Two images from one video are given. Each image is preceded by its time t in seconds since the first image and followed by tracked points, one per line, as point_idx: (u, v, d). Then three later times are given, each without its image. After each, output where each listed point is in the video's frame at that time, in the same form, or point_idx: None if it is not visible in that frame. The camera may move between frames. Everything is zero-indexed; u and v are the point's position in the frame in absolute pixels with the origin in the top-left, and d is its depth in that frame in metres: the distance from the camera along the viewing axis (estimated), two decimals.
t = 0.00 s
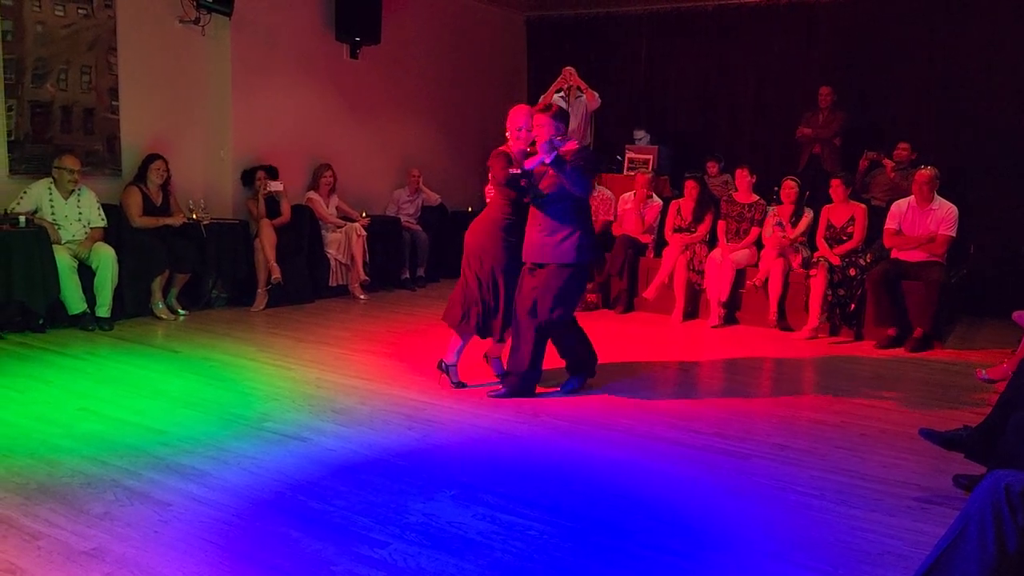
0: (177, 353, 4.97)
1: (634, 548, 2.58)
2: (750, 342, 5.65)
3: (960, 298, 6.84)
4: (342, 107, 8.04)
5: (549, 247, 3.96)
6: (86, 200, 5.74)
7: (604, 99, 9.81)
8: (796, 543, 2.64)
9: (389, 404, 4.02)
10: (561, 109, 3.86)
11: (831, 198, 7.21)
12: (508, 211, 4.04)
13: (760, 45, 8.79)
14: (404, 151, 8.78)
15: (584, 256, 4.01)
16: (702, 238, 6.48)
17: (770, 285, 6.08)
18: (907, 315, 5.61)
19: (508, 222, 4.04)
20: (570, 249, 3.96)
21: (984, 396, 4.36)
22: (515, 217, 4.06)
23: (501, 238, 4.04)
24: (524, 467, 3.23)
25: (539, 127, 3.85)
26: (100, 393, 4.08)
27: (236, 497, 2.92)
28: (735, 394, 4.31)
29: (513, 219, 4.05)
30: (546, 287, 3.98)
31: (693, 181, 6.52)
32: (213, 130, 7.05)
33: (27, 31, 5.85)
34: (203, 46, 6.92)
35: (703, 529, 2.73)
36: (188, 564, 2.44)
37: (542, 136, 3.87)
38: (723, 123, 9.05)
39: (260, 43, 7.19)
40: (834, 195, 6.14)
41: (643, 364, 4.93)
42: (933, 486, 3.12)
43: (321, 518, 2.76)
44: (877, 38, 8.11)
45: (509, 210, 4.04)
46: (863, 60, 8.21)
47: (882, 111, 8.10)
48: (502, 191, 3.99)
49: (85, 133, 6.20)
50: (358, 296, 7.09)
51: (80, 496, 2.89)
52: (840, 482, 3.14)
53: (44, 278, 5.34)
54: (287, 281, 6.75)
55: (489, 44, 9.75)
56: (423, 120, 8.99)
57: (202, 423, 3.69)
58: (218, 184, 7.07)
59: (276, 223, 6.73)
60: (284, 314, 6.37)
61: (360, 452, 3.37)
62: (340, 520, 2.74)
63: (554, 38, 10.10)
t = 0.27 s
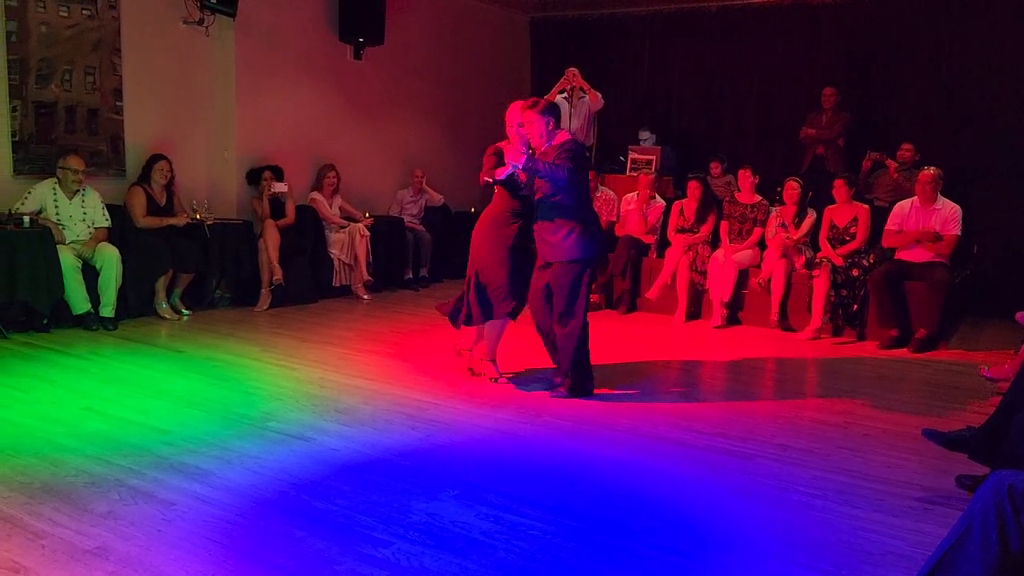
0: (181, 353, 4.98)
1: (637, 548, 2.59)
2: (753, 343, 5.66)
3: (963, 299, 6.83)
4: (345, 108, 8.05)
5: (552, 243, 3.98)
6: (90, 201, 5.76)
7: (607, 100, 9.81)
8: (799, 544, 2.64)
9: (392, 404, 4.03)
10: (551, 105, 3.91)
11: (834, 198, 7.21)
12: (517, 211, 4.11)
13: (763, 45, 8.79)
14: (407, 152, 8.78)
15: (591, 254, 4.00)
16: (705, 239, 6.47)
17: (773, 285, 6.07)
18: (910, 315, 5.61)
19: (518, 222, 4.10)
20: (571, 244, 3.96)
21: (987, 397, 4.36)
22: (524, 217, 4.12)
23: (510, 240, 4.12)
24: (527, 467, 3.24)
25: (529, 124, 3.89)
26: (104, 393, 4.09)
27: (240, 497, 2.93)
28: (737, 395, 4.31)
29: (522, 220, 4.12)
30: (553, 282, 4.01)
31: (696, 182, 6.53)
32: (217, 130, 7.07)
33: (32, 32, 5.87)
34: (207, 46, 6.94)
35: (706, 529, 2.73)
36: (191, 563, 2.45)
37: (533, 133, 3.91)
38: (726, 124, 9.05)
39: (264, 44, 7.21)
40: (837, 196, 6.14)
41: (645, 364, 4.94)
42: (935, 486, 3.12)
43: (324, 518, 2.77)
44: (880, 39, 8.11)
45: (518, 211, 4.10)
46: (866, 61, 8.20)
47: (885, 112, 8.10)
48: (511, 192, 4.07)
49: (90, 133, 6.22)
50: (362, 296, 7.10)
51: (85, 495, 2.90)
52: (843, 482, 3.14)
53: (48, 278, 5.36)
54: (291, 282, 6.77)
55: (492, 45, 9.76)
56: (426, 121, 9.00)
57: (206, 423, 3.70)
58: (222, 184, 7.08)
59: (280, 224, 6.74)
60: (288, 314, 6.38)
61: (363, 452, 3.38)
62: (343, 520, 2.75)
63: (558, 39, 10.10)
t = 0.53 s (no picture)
0: (186, 353, 4.99)
1: (640, 548, 2.59)
2: (756, 343, 5.65)
3: (968, 299, 6.82)
4: (349, 108, 8.05)
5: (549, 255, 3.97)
6: (95, 201, 5.78)
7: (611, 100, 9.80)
8: (804, 544, 2.63)
9: (396, 404, 4.03)
10: (550, 108, 3.88)
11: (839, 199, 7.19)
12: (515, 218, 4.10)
13: (768, 45, 8.78)
14: (411, 152, 8.79)
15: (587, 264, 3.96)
16: (710, 239, 6.46)
17: (777, 284, 6.07)
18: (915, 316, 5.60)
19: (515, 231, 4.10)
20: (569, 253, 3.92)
21: (992, 397, 4.35)
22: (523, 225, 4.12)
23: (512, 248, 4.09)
24: (530, 467, 3.24)
25: (527, 128, 3.90)
26: (109, 392, 4.10)
27: (245, 496, 2.93)
28: (742, 395, 4.30)
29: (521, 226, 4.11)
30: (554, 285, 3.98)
31: (700, 182, 6.52)
32: (221, 130, 7.08)
33: (37, 32, 5.88)
34: (211, 46, 6.95)
35: (710, 529, 2.73)
36: (196, 562, 2.45)
37: (532, 137, 3.92)
38: (730, 124, 9.04)
39: (268, 44, 7.22)
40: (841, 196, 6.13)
41: (651, 365, 4.93)
42: (940, 487, 3.11)
43: (328, 517, 2.77)
44: (885, 39, 8.10)
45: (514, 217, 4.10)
46: (871, 61, 8.19)
47: (890, 112, 8.09)
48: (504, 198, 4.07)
49: (94, 133, 6.23)
50: (365, 296, 7.10)
51: (90, 494, 2.90)
52: (847, 483, 3.14)
53: (53, 278, 5.37)
54: (295, 281, 6.77)
55: (496, 45, 9.77)
56: (430, 121, 9.00)
57: (210, 422, 3.70)
58: (226, 184, 7.07)
59: (285, 224, 6.75)
60: (292, 313, 6.39)
61: (366, 451, 3.38)
62: (347, 519, 2.75)
63: (562, 39, 10.09)
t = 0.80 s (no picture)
0: (194, 352, 5.00)
1: (648, 548, 2.59)
2: (764, 343, 5.64)
3: (977, 299, 6.79)
4: (357, 108, 8.07)
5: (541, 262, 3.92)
6: (105, 201, 5.80)
7: (619, 100, 9.79)
8: (812, 545, 2.63)
9: (404, 404, 4.04)
10: (546, 112, 3.86)
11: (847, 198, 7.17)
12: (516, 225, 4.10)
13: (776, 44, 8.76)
14: (419, 152, 8.80)
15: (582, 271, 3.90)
16: (717, 239, 6.46)
17: (785, 285, 6.07)
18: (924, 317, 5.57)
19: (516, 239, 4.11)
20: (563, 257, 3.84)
21: (1002, 398, 4.33)
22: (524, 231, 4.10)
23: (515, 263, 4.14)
24: (538, 467, 3.24)
25: (522, 131, 3.87)
26: (118, 392, 4.11)
27: (253, 495, 2.94)
28: (749, 395, 4.30)
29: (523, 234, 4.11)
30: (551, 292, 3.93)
31: (708, 181, 6.49)
32: (230, 131, 7.10)
33: (47, 33, 5.91)
34: (219, 47, 6.98)
35: (717, 530, 2.72)
36: (204, 561, 2.46)
37: (526, 140, 3.89)
38: (738, 123, 9.02)
39: (277, 45, 7.24)
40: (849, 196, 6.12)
41: (659, 364, 4.93)
42: (949, 487, 3.10)
43: (336, 517, 2.78)
44: (893, 38, 8.08)
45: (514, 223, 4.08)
46: (879, 60, 8.17)
47: (898, 111, 8.06)
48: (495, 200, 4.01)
49: (104, 133, 6.25)
50: (373, 296, 7.11)
51: (99, 493, 2.92)
52: (855, 483, 3.13)
53: (63, 278, 5.39)
54: (303, 281, 6.79)
55: (504, 45, 9.77)
56: (438, 121, 9.01)
57: (219, 421, 3.72)
58: (235, 184, 7.12)
59: (292, 224, 6.77)
60: (301, 313, 6.41)
61: (374, 451, 3.39)
62: (355, 519, 2.76)
63: (570, 39, 10.09)
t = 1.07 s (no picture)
0: (210, 352, 5.03)
1: (662, 548, 2.58)
2: (778, 343, 5.62)
3: (993, 299, 6.74)
4: (371, 108, 8.09)
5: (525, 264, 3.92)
6: (121, 202, 5.86)
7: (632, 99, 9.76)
8: (828, 546, 2.61)
9: (418, 404, 4.04)
10: (531, 110, 3.86)
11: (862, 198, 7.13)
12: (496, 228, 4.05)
13: (790, 43, 8.71)
14: (432, 152, 8.81)
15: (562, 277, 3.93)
16: (732, 238, 6.43)
17: (800, 284, 6.03)
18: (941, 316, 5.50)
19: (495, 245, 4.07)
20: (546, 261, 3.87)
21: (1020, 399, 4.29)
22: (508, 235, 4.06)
23: (503, 275, 4.09)
24: (551, 467, 3.23)
25: (506, 126, 3.86)
26: (134, 391, 4.14)
27: (267, 494, 2.96)
28: (764, 396, 4.28)
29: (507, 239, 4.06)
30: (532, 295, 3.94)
31: (722, 180, 6.47)
32: (244, 132, 7.14)
33: (64, 35, 5.95)
34: (234, 48, 7.01)
35: (732, 530, 2.71)
36: (220, 559, 2.47)
37: (509, 136, 3.88)
38: (752, 123, 8.99)
39: (291, 46, 7.27)
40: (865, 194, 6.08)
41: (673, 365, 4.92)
42: (966, 489, 3.08)
43: (351, 516, 2.79)
44: (909, 36, 8.02)
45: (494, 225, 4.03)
46: (895, 59, 8.11)
47: (914, 110, 8.01)
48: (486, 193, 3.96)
49: (120, 134, 6.30)
50: (387, 296, 7.14)
51: (115, 492, 2.94)
52: (872, 484, 3.11)
53: (80, 278, 5.43)
54: (317, 281, 6.81)
55: (517, 45, 9.76)
56: (451, 121, 9.03)
57: (234, 421, 3.74)
58: (249, 185, 7.15)
59: (307, 224, 6.80)
60: (315, 313, 6.43)
61: (388, 450, 3.39)
62: (369, 518, 2.76)
63: (583, 38, 10.06)
